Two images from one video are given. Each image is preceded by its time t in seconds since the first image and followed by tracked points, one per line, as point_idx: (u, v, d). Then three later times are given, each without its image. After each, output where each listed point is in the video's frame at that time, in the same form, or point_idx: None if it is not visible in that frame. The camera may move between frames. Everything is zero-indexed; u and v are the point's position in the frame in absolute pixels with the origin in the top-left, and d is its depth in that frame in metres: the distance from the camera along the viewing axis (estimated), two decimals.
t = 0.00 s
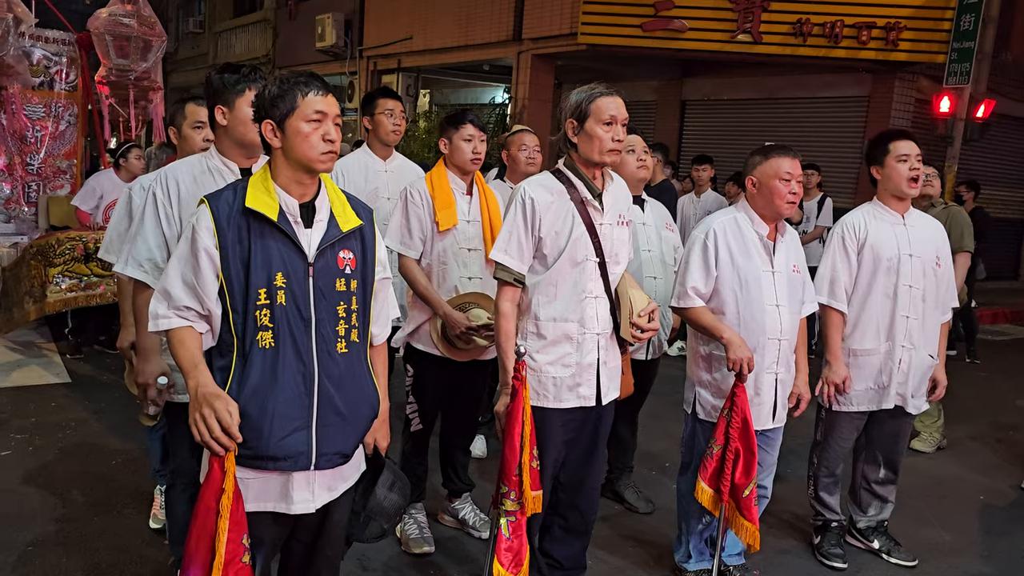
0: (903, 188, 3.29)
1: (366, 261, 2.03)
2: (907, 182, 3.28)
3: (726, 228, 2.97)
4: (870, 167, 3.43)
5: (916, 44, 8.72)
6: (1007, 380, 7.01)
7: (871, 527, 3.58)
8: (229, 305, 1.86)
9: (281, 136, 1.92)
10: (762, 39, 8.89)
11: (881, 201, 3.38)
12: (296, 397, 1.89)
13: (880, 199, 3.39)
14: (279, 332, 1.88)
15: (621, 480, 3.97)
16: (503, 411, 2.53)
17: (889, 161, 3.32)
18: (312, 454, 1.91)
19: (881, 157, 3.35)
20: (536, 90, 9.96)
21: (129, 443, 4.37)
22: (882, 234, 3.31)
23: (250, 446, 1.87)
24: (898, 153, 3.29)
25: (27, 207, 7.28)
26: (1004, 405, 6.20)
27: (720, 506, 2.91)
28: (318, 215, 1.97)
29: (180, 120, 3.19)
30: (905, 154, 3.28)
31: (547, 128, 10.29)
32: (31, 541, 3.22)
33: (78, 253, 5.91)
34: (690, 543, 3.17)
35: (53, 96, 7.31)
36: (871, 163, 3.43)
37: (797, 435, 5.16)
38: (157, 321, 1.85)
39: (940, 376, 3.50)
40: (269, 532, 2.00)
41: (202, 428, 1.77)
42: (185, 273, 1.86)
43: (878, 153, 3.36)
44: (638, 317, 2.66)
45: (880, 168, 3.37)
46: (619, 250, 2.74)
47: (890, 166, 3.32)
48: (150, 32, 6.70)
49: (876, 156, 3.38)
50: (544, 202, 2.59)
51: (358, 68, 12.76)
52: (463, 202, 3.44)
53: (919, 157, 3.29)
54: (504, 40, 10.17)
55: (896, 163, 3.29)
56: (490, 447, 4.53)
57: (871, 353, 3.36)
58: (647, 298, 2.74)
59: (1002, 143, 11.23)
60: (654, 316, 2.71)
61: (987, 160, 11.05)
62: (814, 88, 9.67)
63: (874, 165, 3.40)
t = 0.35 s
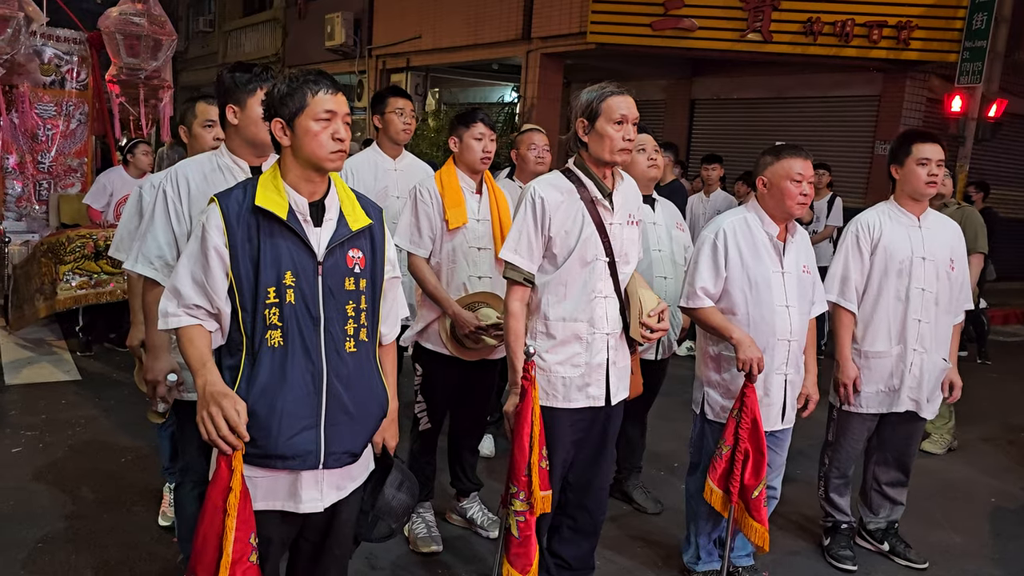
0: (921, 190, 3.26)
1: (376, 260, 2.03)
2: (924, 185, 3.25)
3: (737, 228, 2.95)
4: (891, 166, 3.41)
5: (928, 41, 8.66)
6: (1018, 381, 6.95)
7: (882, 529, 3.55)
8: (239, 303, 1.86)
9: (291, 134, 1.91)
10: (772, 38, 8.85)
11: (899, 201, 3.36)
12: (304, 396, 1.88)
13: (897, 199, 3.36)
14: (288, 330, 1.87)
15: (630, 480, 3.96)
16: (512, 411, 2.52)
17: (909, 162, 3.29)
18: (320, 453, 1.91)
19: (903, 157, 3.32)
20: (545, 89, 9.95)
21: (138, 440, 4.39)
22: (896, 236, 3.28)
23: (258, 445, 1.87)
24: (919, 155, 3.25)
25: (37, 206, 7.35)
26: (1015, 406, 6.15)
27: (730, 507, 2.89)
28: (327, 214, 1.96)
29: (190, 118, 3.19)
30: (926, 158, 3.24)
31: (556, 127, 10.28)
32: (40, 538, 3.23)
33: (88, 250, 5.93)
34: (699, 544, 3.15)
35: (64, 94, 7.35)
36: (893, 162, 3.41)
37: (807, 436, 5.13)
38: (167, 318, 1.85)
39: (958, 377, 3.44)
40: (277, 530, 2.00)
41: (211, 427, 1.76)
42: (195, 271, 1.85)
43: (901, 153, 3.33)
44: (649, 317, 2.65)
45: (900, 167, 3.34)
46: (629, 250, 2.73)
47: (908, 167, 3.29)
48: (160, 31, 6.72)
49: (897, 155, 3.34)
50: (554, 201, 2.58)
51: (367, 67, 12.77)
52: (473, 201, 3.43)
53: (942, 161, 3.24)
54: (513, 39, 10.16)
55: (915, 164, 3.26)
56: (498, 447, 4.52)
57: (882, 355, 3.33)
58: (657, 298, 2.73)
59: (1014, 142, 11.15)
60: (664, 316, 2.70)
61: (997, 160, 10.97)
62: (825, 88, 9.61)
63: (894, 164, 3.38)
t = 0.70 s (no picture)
0: (927, 194, 3.26)
1: (382, 258, 2.03)
2: (928, 191, 3.26)
3: (747, 229, 2.93)
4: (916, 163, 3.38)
5: (936, 41, 8.63)
6: None
7: (888, 529, 3.54)
8: (245, 301, 1.86)
9: (298, 132, 1.92)
10: (779, 37, 8.83)
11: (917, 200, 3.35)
12: (310, 394, 1.88)
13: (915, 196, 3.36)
14: (294, 328, 1.87)
15: (635, 479, 3.95)
16: (518, 410, 2.52)
17: (923, 164, 3.27)
18: (326, 452, 1.91)
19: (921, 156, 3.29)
20: (551, 88, 9.93)
21: (144, 438, 4.40)
22: (913, 239, 3.26)
23: (264, 443, 1.87)
24: (930, 159, 3.23)
25: (45, 203, 7.40)
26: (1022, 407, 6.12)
27: (735, 506, 2.89)
28: (334, 212, 1.96)
29: (197, 117, 3.20)
30: (937, 163, 3.20)
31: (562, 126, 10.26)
32: (47, 535, 3.24)
33: (95, 248, 5.93)
34: (704, 543, 3.14)
35: (71, 92, 7.41)
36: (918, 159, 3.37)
37: (812, 435, 5.11)
38: (174, 317, 1.85)
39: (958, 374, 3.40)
40: (283, 528, 2.00)
41: (218, 425, 1.76)
42: (202, 269, 1.86)
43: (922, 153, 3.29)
44: (655, 317, 2.64)
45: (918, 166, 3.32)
46: (635, 249, 2.72)
47: (922, 169, 3.28)
48: (167, 29, 6.70)
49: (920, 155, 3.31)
50: (561, 200, 2.57)
51: (373, 66, 12.78)
52: (481, 199, 3.43)
53: (954, 169, 3.19)
54: (519, 37, 10.15)
55: (926, 167, 3.25)
56: (503, 445, 4.52)
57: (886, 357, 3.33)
58: (663, 297, 2.72)
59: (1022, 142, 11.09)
60: (670, 316, 2.70)
61: (1005, 160, 10.92)
62: (832, 87, 9.57)
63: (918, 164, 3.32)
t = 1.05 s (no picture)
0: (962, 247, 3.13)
1: (386, 262, 2.03)
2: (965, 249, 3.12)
3: (764, 240, 2.88)
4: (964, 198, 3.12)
5: (939, 37, 8.58)
6: None
7: (890, 526, 3.53)
8: (249, 301, 1.86)
9: (315, 146, 1.84)
10: (781, 34, 8.80)
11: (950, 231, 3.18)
12: (311, 397, 1.89)
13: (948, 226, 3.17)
14: (296, 333, 1.87)
15: (638, 477, 3.95)
16: (520, 409, 2.53)
17: (972, 221, 3.07)
18: (321, 452, 1.92)
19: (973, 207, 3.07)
20: (553, 85, 9.91)
21: (146, 435, 4.40)
22: (930, 269, 3.17)
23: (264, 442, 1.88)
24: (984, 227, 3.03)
25: (47, 201, 7.36)
26: None
27: (739, 504, 2.88)
28: (341, 217, 1.95)
29: (200, 116, 3.19)
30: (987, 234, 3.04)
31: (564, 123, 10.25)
32: (51, 532, 3.25)
33: (97, 245, 5.93)
34: (706, 539, 3.14)
35: (73, 90, 7.41)
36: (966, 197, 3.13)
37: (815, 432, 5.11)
38: (177, 312, 1.84)
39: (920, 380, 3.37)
40: (284, 525, 2.00)
41: (226, 422, 1.76)
42: (207, 266, 1.85)
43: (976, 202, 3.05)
44: (657, 314, 2.69)
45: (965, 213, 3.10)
46: (638, 246, 2.72)
47: (970, 225, 3.08)
48: (169, 27, 6.71)
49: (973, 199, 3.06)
50: (564, 197, 2.56)
51: (374, 63, 12.78)
52: (494, 209, 3.40)
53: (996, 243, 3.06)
54: (521, 34, 10.13)
55: (973, 229, 3.06)
56: (505, 443, 4.52)
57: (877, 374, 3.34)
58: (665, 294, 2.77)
59: None
60: (673, 312, 2.75)
61: (1007, 158, 10.89)
62: (835, 84, 9.54)
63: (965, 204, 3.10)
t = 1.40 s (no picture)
0: (968, 222, 3.21)
1: (387, 291, 2.04)
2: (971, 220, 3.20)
3: (770, 259, 2.87)
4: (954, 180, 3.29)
5: (937, 30, 8.64)
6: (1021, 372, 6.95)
7: (885, 517, 3.56)
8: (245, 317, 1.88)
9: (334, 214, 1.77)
10: (780, 26, 8.79)
11: (949, 210, 3.28)
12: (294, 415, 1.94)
13: (947, 207, 3.28)
14: (289, 358, 1.90)
15: (633, 468, 3.96)
16: (512, 395, 2.57)
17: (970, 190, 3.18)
18: (298, 446, 1.97)
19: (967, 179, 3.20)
20: (551, 77, 9.88)
21: (143, 426, 4.40)
22: (931, 253, 3.24)
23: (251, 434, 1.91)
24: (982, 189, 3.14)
25: (43, 191, 7.31)
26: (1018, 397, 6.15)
27: (735, 496, 2.90)
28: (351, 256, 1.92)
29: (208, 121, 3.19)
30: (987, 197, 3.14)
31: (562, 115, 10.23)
32: (46, 523, 3.25)
33: (94, 236, 5.92)
34: (700, 527, 3.16)
35: (70, 80, 7.38)
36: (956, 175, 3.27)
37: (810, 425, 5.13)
38: (172, 312, 1.86)
39: (926, 374, 3.41)
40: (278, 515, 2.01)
41: (229, 414, 1.76)
42: (206, 279, 1.83)
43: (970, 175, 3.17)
44: (644, 312, 2.69)
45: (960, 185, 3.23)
46: (632, 253, 2.73)
47: (968, 194, 3.19)
48: (165, 16, 6.75)
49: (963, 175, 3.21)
50: (567, 205, 2.51)
51: (372, 54, 12.74)
52: (490, 196, 3.39)
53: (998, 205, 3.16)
54: (519, 26, 10.09)
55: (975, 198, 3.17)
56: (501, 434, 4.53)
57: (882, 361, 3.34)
58: (655, 293, 2.75)
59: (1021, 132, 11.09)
60: (660, 312, 2.73)
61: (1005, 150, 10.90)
62: (833, 77, 9.53)
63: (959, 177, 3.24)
